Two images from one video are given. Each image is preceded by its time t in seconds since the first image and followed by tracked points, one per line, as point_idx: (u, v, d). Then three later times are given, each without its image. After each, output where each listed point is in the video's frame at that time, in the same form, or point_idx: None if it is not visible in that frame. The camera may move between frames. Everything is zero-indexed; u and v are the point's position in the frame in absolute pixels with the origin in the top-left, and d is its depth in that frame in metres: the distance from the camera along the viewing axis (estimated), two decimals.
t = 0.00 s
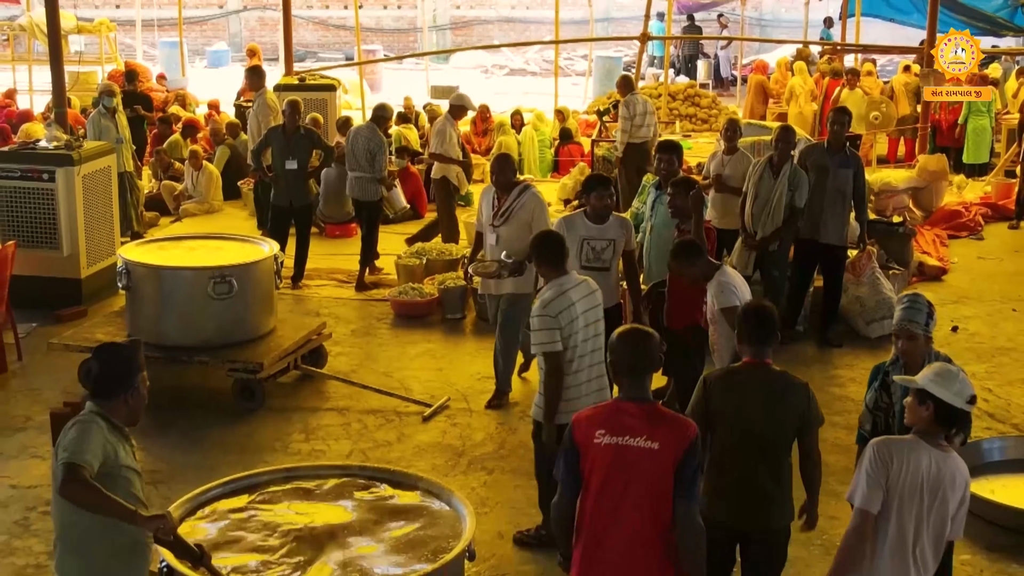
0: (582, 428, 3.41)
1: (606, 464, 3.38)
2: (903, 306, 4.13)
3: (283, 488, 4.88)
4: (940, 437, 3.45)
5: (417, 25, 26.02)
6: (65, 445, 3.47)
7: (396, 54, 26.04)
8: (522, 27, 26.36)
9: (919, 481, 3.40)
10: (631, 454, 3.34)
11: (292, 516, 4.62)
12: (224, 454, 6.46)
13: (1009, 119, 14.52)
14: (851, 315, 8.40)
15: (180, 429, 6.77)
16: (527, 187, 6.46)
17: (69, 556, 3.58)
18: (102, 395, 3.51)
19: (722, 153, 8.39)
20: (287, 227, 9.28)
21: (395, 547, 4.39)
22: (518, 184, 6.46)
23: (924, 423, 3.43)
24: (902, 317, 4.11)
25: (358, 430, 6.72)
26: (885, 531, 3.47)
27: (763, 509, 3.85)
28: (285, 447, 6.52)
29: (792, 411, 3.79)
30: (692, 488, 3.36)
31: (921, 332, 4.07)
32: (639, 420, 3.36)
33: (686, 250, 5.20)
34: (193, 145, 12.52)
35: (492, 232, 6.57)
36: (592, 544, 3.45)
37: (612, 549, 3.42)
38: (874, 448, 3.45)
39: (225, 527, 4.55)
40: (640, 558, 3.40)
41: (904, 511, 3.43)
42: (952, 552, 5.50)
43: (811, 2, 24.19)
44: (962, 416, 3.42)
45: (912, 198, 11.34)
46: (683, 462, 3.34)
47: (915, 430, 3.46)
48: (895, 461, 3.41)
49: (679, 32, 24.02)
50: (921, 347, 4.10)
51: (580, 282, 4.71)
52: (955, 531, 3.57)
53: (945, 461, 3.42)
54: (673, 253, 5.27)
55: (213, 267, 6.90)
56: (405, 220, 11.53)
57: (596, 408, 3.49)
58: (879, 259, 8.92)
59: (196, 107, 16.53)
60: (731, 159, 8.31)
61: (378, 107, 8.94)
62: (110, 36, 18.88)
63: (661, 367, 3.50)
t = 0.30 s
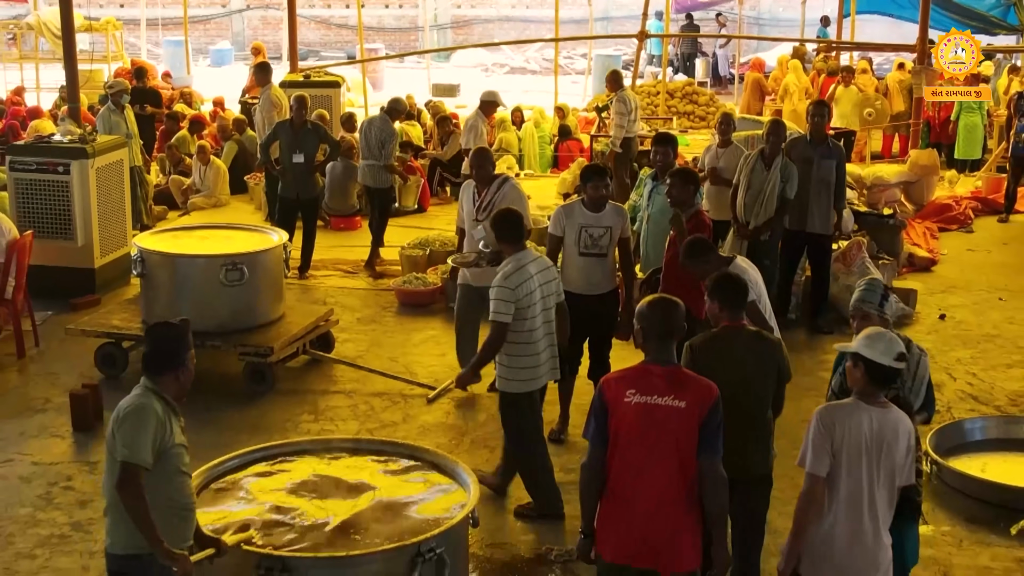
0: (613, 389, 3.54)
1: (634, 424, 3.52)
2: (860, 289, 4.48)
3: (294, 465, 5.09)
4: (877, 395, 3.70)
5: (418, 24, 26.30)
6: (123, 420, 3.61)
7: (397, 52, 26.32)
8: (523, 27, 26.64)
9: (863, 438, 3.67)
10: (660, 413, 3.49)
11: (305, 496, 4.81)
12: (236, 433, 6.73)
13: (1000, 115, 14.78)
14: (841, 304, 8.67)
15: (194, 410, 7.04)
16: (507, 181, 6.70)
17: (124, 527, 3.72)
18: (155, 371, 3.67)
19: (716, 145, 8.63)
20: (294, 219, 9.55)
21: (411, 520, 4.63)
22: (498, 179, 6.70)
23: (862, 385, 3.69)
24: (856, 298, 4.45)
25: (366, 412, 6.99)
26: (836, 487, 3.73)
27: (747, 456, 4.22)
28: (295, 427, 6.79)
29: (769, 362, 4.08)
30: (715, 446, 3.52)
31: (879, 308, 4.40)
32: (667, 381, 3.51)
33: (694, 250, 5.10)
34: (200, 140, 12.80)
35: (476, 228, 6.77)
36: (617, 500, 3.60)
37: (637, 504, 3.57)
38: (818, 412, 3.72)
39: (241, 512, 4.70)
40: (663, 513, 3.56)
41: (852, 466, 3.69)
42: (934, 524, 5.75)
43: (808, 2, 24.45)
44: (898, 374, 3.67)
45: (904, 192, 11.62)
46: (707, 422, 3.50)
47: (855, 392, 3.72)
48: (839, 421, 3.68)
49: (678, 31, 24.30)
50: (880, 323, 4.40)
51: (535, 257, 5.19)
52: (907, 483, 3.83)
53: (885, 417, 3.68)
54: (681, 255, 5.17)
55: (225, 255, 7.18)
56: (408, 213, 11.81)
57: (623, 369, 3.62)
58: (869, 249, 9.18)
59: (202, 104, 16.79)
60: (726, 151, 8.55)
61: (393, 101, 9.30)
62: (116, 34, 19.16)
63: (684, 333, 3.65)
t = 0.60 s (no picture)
0: (619, 358, 3.77)
1: (640, 389, 3.76)
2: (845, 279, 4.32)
3: (304, 442, 5.33)
4: (823, 358, 3.88)
5: (420, 23, 26.53)
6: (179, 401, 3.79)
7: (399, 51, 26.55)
8: (523, 26, 26.87)
9: (815, 399, 3.86)
10: (665, 378, 3.73)
11: (317, 467, 5.06)
12: (247, 416, 6.96)
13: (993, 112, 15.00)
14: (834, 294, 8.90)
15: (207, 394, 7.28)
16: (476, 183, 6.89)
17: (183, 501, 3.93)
18: (203, 352, 3.86)
19: (712, 140, 8.89)
20: (300, 211, 9.78)
21: (420, 490, 4.89)
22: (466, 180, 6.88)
23: (807, 354, 3.88)
24: (837, 290, 4.31)
25: (372, 396, 7.23)
26: (795, 450, 3.90)
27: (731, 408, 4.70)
28: (304, 410, 7.02)
29: (744, 323, 4.54)
30: (715, 406, 3.79)
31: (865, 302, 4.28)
32: (670, 348, 3.76)
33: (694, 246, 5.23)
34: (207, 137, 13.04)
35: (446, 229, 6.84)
36: (625, 462, 3.83)
37: (645, 465, 3.80)
38: (771, 382, 3.90)
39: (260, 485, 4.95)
40: (670, 471, 3.80)
41: (808, 428, 3.87)
42: (920, 501, 5.99)
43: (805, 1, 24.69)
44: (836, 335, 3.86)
45: (897, 187, 11.86)
46: (709, 384, 3.77)
47: (803, 360, 3.91)
48: (791, 386, 3.86)
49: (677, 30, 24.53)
50: (860, 315, 4.30)
51: (496, 238, 5.45)
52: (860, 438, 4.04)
53: (834, 378, 3.87)
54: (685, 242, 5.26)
55: (235, 245, 7.41)
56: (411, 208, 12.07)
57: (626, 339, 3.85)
58: (861, 241, 9.42)
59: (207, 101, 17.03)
60: (720, 145, 8.81)
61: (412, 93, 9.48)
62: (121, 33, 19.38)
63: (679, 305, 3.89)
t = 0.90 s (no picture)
0: (609, 328, 4.05)
1: (630, 355, 4.04)
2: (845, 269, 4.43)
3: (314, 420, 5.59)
4: (782, 322, 4.26)
5: (421, 22, 26.80)
6: (235, 371, 4.11)
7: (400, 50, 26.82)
8: (524, 24, 27.12)
9: (779, 359, 4.24)
10: (653, 343, 4.00)
11: (330, 440, 5.35)
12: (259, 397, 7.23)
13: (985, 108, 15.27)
14: (826, 283, 9.16)
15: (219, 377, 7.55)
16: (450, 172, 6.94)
17: (236, 466, 4.21)
18: (250, 327, 4.12)
19: (706, 133, 9.13)
20: (307, 204, 10.06)
21: (426, 460, 5.16)
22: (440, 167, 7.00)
23: (769, 321, 4.25)
24: (837, 278, 4.42)
25: (379, 379, 7.50)
26: (762, 406, 4.30)
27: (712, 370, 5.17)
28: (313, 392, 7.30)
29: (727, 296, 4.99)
30: (701, 367, 4.02)
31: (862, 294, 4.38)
32: (656, 315, 4.03)
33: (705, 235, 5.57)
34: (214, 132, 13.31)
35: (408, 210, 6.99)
36: (619, 425, 4.12)
37: (639, 426, 4.07)
38: (737, 346, 4.28)
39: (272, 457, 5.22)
40: (663, 431, 4.07)
41: (773, 385, 4.25)
42: (904, 476, 6.26)
43: None
44: (791, 302, 4.22)
45: (890, 181, 12.13)
46: (694, 347, 4.01)
47: (763, 326, 4.28)
48: (756, 347, 4.24)
49: (675, 28, 24.77)
50: (856, 305, 4.40)
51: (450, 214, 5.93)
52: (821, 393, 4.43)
53: (792, 338, 4.26)
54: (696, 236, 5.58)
55: (246, 234, 7.68)
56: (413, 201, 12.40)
57: (618, 311, 4.12)
58: (853, 232, 9.69)
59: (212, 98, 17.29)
60: (715, 139, 9.04)
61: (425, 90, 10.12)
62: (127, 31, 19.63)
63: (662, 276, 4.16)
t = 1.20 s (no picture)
0: (600, 305, 4.33)
1: (620, 329, 4.31)
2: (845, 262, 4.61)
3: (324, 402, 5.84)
4: (765, 293, 4.68)
5: (422, 21, 27.04)
6: (292, 349, 4.31)
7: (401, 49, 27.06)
8: (524, 23, 27.35)
9: (757, 324, 4.65)
10: (642, 317, 4.27)
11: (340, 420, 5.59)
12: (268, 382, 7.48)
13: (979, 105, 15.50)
14: (820, 274, 9.40)
15: (229, 364, 7.79)
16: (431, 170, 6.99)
17: (296, 441, 4.42)
18: (302, 307, 4.31)
19: (702, 129, 9.40)
20: (314, 198, 10.32)
21: (430, 437, 5.39)
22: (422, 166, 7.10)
23: (756, 290, 4.66)
24: (834, 270, 4.61)
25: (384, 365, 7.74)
26: (737, 365, 4.71)
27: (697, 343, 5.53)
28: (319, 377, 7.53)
29: (714, 272, 5.33)
30: (686, 337, 4.28)
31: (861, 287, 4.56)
32: (644, 290, 4.30)
33: (702, 221, 5.77)
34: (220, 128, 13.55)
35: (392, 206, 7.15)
36: (612, 394, 4.39)
37: (631, 396, 4.33)
38: (720, 309, 4.71)
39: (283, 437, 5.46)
40: (651, 400, 4.32)
41: (749, 349, 4.68)
42: (891, 456, 6.50)
43: None
44: (779, 273, 4.61)
45: (883, 176, 12.37)
46: (679, 319, 4.27)
47: (746, 295, 4.71)
48: (738, 312, 4.67)
49: (674, 27, 25.00)
50: (853, 296, 4.60)
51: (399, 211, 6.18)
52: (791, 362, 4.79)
53: (773, 311, 4.68)
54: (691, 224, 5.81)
55: (256, 225, 7.93)
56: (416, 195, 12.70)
57: (611, 288, 4.41)
58: (845, 225, 9.92)
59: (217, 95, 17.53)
60: (710, 134, 9.34)
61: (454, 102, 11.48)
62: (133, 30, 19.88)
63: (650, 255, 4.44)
